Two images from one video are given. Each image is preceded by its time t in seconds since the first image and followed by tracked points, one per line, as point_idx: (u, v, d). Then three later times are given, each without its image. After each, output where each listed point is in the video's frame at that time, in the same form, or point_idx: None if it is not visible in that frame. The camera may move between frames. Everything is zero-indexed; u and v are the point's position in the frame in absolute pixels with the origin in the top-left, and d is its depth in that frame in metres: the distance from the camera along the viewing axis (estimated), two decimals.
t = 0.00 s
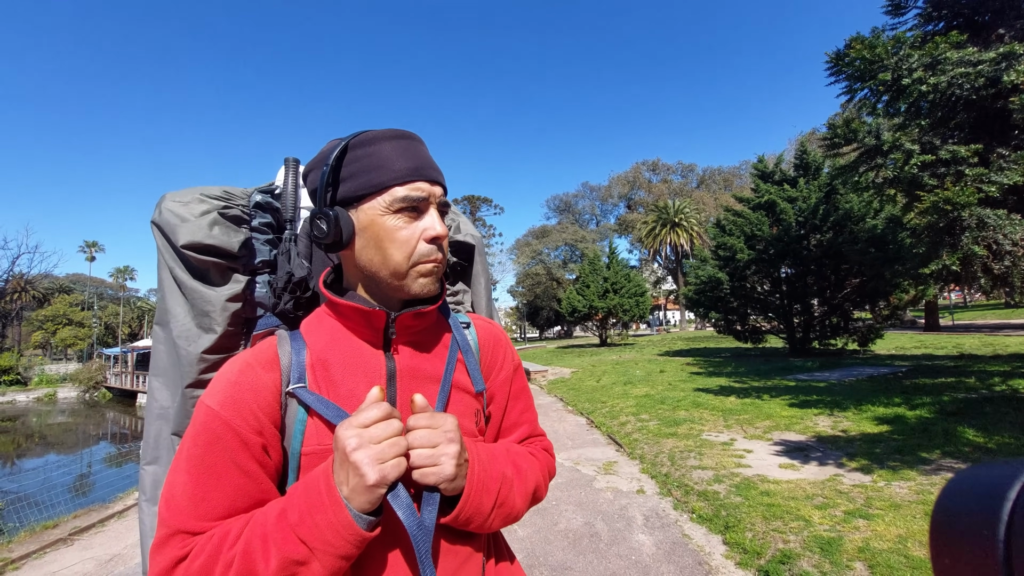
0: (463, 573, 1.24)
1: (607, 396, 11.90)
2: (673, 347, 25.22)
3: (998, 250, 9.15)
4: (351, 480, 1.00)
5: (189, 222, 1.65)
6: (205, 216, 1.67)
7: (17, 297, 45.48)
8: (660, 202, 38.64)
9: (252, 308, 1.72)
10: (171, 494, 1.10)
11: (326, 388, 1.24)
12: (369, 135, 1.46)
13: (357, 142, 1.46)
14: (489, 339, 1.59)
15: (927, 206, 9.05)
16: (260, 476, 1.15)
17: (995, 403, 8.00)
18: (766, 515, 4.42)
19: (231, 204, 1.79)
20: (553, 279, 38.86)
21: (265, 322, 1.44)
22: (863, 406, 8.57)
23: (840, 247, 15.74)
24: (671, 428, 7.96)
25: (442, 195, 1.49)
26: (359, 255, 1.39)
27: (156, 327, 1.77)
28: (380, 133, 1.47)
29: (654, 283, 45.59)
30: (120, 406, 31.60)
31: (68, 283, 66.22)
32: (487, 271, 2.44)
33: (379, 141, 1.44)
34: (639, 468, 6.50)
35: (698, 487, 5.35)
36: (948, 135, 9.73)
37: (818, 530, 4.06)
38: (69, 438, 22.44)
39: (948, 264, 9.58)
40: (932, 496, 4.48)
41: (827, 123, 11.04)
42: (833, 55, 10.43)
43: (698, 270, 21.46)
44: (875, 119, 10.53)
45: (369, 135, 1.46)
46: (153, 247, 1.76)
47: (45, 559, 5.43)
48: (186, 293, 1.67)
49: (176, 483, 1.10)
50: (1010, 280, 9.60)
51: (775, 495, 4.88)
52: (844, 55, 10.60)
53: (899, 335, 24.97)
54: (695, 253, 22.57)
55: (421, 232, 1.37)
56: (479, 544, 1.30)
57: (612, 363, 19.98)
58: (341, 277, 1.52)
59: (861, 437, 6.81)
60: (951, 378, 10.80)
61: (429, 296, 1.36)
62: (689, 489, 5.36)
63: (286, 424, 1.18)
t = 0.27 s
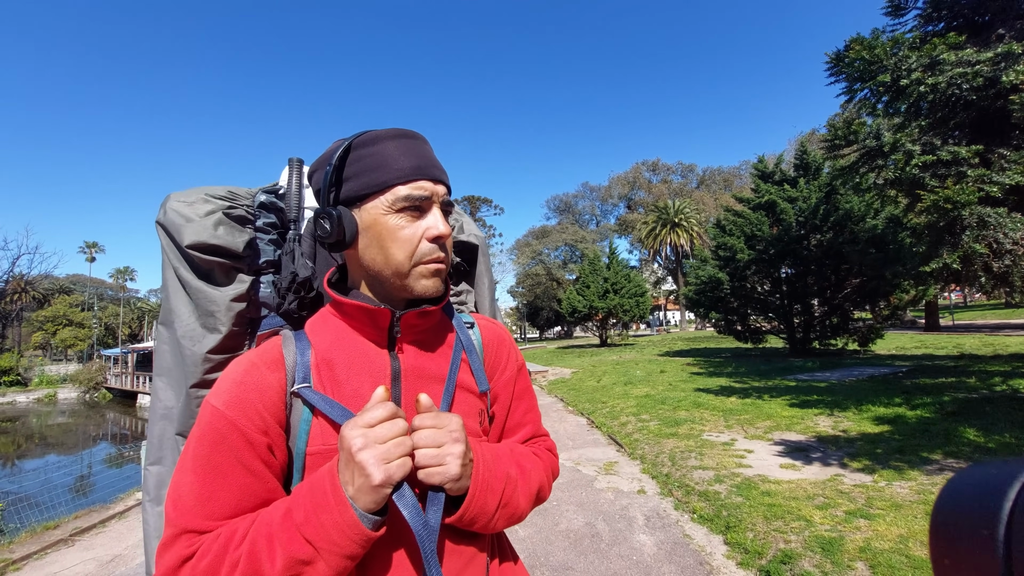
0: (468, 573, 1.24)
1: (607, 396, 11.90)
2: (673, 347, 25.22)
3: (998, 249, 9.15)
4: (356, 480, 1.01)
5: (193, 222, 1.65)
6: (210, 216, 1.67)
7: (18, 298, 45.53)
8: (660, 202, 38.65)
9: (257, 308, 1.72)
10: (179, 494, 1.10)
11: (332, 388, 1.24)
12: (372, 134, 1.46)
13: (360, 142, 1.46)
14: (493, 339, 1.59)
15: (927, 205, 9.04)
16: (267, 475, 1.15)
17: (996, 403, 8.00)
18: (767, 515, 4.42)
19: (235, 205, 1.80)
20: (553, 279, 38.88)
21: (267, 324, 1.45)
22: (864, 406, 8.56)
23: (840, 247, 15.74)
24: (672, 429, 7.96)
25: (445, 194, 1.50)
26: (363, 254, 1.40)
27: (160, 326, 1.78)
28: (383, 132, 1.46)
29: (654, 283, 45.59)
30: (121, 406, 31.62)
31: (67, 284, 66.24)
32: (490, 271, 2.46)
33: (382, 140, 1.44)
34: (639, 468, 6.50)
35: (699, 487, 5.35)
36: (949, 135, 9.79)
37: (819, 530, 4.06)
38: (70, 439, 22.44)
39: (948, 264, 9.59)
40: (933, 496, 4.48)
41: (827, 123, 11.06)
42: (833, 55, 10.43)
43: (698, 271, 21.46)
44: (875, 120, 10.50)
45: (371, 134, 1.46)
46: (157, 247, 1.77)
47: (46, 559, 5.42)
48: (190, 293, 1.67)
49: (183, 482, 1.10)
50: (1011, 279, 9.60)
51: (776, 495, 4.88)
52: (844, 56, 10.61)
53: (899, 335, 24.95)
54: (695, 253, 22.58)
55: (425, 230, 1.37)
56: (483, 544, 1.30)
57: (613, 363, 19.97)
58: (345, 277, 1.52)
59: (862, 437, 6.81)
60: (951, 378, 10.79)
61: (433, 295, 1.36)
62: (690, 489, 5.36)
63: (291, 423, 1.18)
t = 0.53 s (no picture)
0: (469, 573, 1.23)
1: (607, 396, 11.89)
2: (673, 347, 25.22)
3: (998, 249, 9.15)
4: (358, 478, 1.00)
5: (194, 221, 1.65)
6: (211, 214, 1.67)
7: (18, 298, 45.54)
8: (660, 202, 38.64)
9: (258, 307, 1.72)
10: (180, 494, 1.10)
11: (334, 388, 1.24)
12: (377, 131, 1.46)
13: (363, 140, 1.45)
14: (494, 339, 1.59)
15: (928, 205, 9.03)
16: (268, 476, 1.15)
17: (996, 403, 8.00)
18: (767, 515, 4.42)
19: (236, 203, 1.80)
20: (553, 279, 38.88)
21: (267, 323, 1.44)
22: (864, 406, 8.56)
23: (840, 247, 15.74)
24: (672, 429, 7.96)
25: (448, 192, 1.50)
26: (366, 253, 1.39)
27: (160, 325, 1.78)
28: (386, 129, 1.46)
29: (654, 283, 45.57)
30: (120, 406, 31.58)
31: (67, 283, 66.22)
32: (492, 271, 2.45)
33: (385, 138, 1.43)
34: (640, 468, 6.50)
35: (699, 487, 5.34)
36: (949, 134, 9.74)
37: (819, 530, 4.05)
38: (69, 439, 22.41)
39: (949, 263, 9.59)
40: (934, 496, 4.47)
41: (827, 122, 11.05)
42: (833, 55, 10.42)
43: (698, 270, 21.44)
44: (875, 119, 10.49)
45: (374, 132, 1.46)
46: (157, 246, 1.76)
47: (46, 559, 5.42)
48: (190, 292, 1.67)
49: (184, 481, 1.10)
50: (1011, 279, 9.59)
51: (776, 495, 4.88)
52: (844, 55, 10.60)
53: (899, 334, 24.94)
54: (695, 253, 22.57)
55: (430, 228, 1.37)
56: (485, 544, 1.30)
57: (612, 363, 19.97)
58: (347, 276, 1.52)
59: (862, 436, 6.81)
60: (952, 377, 10.79)
61: (436, 294, 1.36)
62: (690, 489, 5.36)
63: (292, 423, 1.18)
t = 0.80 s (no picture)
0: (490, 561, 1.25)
1: (608, 395, 11.89)
2: (674, 347, 25.21)
3: (999, 248, 9.13)
4: (389, 451, 1.02)
5: (194, 217, 1.64)
6: (212, 212, 1.67)
7: (20, 298, 45.62)
8: (660, 201, 38.61)
9: (259, 306, 1.74)
10: (193, 498, 1.08)
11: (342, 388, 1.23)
12: (366, 128, 1.46)
13: (349, 139, 1.47)
14: (498, 336, 1.61)
15: (929, 205, 9.02)
16: (282, 474, 1.14)
17: (997, 403, 7.99)
18: (768, 515, 4.41)
19: (236, 200, 1.80)
20: (554, 279, 38.85)
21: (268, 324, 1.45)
22: (865, 406, 8.55)
23: (841, 247, 15.72)
24: (672, 428, 7.95)
25: (439, 185, 1.46)
26: (358, 253, 1.40)
27: (157, 324, 1.78)
28: (377, 126, 1.46)
29: (654, 283, 45.54)
30: (121, 406, 31.62)
31: (69, 283, 66.33)
32: (492, 271, 2.45)
33: (375, 133, 1.43)
34: (640, 468, 6.49)
35: (700, 486, 5.34)
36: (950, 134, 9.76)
37: (820, 529, 4.05)
38: (70, 438, 22.43)
39: (950, 263, 9.58)
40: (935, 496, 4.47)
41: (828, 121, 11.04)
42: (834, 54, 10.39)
43: (698, 270, 21.42)
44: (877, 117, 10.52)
45: (364, 130, 1.46)
46: (156, 242, 1.76)
47: (47, 559, 5.42)
48: (190, 290, 1.66)
49: (196, 483, 1.08)
50: (1012, 279, 9.56)
51: (777, 494, 4.87)
52: (844, 55, 10.58)
53: (900, 335, 24.91)
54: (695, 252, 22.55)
55: (412, 225, 1.34)
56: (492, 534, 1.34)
57: (613, 362, 19.96)
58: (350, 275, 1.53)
59: (863, 436, 6.81)
60: (953, 377, 10.78)
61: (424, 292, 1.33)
62: (691, 488, 5.35)
63: (304, 421, 1.18)
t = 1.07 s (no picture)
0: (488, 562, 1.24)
1: (609, 396, 11.89)
2: (674, 347, 25.19)
3: (1001, 249, 9.12)
4: (390, 430, 1.03)
5: (204, 214, 1.63)
6: (222, 209, 1.66)
7: (20, 298, 45.66)
8: (661, 202, 38.60)
9: (267, 306, 1.75)
10: (199, 495, 1.07)
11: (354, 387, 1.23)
12: (378, 128, 1.45)
13: (361, 139, 1.47)
14: (508, 339, 1.59)
15: (930, 205, 9.01)
16: (291, 475, 1.14)
17: (999, 404, 7.98)
18: (770, 516, 4.41)
19: (245, 196, 1.78)
20: (555, 279, 38.86)
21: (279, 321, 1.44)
22: (867, 407, 8.54)
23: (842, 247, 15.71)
24: (674, 429, 7.94)
25: (449, 185, 1.44)
26: (366, 253, 1.41)
27: (160, 322, 1.77)
28: (390, 125, 1.46)
29: (655, 284, 45.53)
30: (122, 406, 31.61)
31: (69, 283, 66.37)
32: (496, 273, 2.48)
33: (388, 133, 1.43)
34: (642, 468, 6.49)
35: (702, 487, 5.33)
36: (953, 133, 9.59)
37: (823, 531, 4.04)
38: (70, 439, 22.41)
39: (952, 264, 9.57)
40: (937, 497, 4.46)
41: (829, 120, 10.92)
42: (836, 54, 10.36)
43: (699, 270, 21.40)
44: (878, 117, 10.35)
45: (377, 129, 1.46)
46: (162, 239, 1.75)
47: (48, 559, 5.42)
48: (199, 288, 1.66)
49: (201, 481, 1.08)
50: (1014, 280, 9.56)
51: (779, 495, 4.87)
52: (846, 55, 10.57)
53: (901, 335, 24.89)
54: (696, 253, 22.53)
55: (419, 227, 1.33)
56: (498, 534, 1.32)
57: (613, 363, 19.95)
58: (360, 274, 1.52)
59: (865, 436, 6.80)
60: (954, 378, 10.77)
61: (430, 294, 1.33)
62: (693, 489, 5.34)
63: (313, 421, 1.17)
